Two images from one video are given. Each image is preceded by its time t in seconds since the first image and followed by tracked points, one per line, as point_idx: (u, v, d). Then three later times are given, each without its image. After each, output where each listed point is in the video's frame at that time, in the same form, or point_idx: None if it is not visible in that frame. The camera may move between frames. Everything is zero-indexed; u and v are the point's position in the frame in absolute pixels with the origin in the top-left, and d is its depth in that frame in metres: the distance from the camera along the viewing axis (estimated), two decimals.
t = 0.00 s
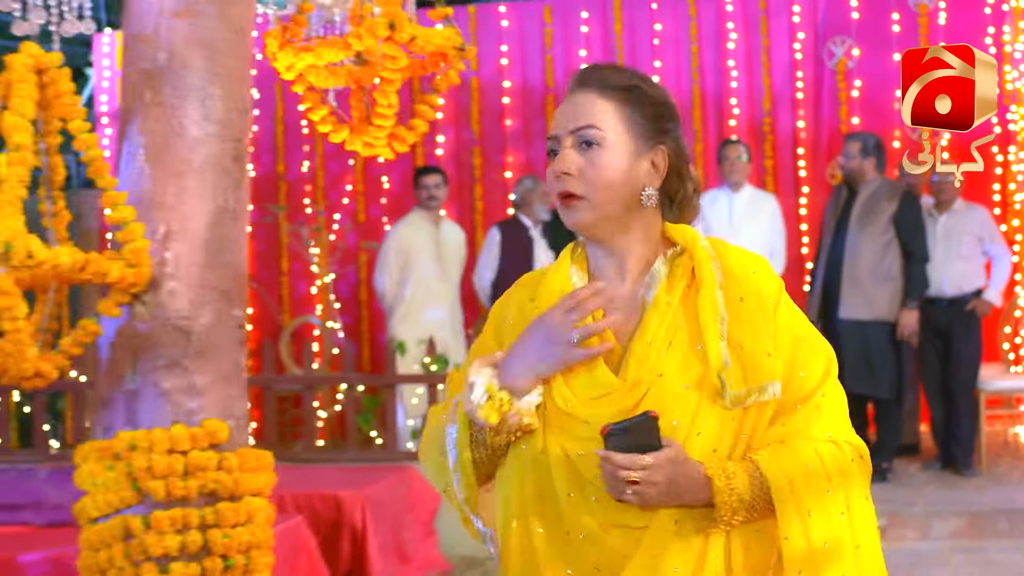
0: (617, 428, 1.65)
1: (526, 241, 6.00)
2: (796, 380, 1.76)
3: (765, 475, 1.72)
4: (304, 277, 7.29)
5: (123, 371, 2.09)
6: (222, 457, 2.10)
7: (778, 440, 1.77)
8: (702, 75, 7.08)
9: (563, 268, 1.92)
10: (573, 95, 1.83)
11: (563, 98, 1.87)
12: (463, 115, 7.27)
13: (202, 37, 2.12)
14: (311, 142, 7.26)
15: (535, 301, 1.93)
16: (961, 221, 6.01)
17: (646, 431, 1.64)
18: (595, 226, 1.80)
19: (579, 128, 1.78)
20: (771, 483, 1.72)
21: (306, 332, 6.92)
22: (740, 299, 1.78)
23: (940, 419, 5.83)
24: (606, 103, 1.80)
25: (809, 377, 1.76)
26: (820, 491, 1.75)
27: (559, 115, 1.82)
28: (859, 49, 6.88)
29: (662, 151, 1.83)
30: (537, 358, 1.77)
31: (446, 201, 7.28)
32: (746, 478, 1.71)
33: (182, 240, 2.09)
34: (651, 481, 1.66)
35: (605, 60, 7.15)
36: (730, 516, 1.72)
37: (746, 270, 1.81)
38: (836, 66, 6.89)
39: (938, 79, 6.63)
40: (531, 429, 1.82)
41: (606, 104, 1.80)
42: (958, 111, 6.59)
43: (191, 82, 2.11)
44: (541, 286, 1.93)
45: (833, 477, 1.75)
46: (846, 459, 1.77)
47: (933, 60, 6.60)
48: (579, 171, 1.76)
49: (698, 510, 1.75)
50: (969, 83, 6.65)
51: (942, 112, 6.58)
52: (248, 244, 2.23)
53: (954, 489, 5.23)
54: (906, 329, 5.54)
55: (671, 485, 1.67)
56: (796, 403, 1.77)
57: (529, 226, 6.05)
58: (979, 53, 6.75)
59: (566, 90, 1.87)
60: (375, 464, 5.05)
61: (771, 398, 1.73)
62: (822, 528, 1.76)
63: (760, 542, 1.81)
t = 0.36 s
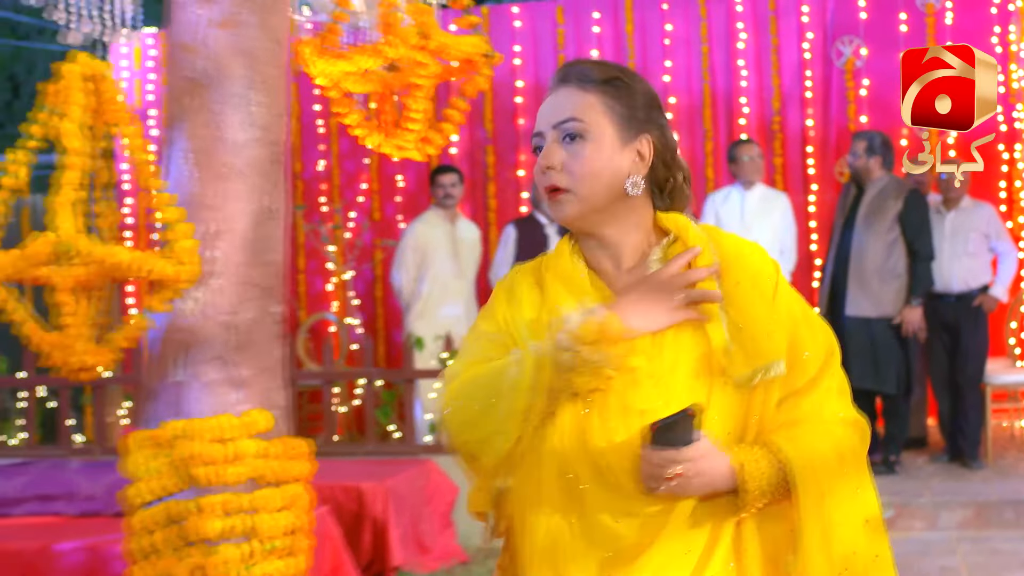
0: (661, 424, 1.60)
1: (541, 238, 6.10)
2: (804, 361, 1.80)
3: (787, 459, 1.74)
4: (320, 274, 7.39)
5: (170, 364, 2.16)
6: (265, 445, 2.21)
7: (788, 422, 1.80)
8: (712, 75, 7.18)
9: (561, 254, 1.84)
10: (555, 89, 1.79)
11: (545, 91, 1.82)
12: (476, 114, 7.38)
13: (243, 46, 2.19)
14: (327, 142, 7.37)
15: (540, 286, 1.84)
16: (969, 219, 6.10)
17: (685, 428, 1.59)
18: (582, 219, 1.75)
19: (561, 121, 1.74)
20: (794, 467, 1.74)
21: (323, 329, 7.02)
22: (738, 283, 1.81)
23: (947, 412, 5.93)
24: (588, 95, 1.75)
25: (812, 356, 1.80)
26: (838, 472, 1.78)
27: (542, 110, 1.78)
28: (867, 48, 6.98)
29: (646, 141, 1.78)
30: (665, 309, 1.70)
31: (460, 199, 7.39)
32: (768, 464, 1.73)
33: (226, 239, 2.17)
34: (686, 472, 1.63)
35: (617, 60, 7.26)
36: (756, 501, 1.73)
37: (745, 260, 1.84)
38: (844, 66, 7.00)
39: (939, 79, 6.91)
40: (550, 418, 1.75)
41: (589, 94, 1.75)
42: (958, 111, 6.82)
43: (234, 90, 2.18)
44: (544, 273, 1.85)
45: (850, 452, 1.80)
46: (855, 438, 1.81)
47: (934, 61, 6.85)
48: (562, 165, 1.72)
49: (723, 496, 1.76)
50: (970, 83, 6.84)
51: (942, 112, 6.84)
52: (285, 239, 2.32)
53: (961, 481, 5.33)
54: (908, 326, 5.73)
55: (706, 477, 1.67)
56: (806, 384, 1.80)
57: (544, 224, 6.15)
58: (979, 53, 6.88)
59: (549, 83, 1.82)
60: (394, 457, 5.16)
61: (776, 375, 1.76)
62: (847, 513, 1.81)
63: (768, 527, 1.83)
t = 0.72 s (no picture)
0: (700, 413, 1.68)
1: (554, 239, 6.22)
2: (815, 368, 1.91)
3: (814, 457, 1.83)
4: (334, 275, 7.50)
5: (213, 360, 2.31)
6: (302, 437, 2.33)
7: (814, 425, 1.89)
8: (720, 77, 7.28)
9: (573, 255, 1.88)
10: (586, 80, 1.83)
11: (571, 84, 1.86)
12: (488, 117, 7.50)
13: (280, 56, 2.33)
14: (340, 144, 7.50)
15: (551, 289, 1.88)
16: (973, 220, 6.21)
17: (727, 416, 1.67)
18: (607, 214, 1.79)
19: (594, 113, 1.78)
20: (821, 465, 1.83)
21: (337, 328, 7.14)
22: (752, 284, 1.87)
23: (953, 410, 6.03)
24: (623, 91, 1.80)
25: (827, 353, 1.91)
26: (855, 466, 1.89)
27: (570, 102, 1.82)
28: (873, 51, 7.08)
29: (672, 142, 1.83)
30: (657, 307, 1.76)
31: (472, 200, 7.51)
32: (800, 464, 1.82)
33: (263, 241, 2.31)
34: (729, 463, 1.71)
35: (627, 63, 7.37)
36: (789, 497, 1.81)
37: (750, 258, 1.89)
38: (851, 69, 7.10)
39: (938, 79, 6.81)
40: (562, 420, 1.82)
41: (621, 91, 1.80)
42: (957, 111, 6.76)
43: (271, 99, 2.32)
44: (554, 271, 1.89)
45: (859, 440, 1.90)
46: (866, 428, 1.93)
47: (934, 60, 6.81)
48: (593, 156, 1.76)
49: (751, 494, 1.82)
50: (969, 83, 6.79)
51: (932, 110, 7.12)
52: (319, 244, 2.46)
53: (965, 477, 5.43)
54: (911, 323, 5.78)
55: (741, 472, 1.74)
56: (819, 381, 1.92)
57: (558, 226, 6.26)
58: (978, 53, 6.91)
59: (575, 77, 1.86)
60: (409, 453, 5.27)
61: (775, 373, 1.81)
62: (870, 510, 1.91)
63: (794, 519, 1.90)
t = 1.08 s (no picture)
0: (725, 411, 1.70)
1: (568, 240, 6.32)
2: (838, 382, 1.82)
3: (841, 468, 1.81)
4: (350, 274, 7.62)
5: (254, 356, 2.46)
6: (337, 429, 2.24)
7: (837, 432, 1.83)
8: (731, 81, 7.39)
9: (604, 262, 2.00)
10: (641, 79, 1.91)
11: (627, 82, 1.94)
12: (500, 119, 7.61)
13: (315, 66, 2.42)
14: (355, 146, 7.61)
15: (578, 295, 2.00)
16: (980, 222, 6.25)
17: (752, 416, 1.69)
18: (653, 210, 1.86)
19: (650, 110, 1.86)
20: (846, 477, 1.81)
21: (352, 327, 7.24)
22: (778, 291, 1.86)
23: (959, 408, 6.14)
24: (679, 91, 1.88)
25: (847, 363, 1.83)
26: (882, 481, 1.83)
27: (626, 99, 1.90)
28: (881, 55, 7.16)
29: (722, 147, 1.91)
30: (640, 327, 1.87)
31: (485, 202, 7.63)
32: (824, 473, 1.80)
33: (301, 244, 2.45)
34: (750, 463, 1.72)
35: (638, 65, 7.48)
36: (811, 503, 1.81)
37: (773, 267, 1.89)
38: (859, 73, 7.18)
39: (937, 79, 7.14)
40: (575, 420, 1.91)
41: (676, 91, 1.88)
42: (957, 111, 7.03)
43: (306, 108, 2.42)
44: (581, 280, 2.01)
45: (879, 451, 1.82)
46: (895, 440, 1.84)
47: (933, 60, 7.07)
48: (646, 151, 1.85)
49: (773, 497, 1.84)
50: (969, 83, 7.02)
51: (942, 112, 7.10)
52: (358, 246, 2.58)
53: (972, 474, 5.53)
54: (914, 325, 5.89)
55: (765, 473, 1.75)
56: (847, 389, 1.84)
57: (572, 226, 6.37)
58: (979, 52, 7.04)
59: (631, 76, 1.94)
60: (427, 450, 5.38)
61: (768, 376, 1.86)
62: (897, 529, 1.86)
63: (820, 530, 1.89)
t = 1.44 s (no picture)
0: (712, 392, 1.67)
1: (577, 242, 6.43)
2: (850, 379, 1.85)
3: (838, 463, 1.79)
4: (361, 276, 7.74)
5: (283, 352, 2.69)
6: (362, 422, 2.72)
7: (842, 428, 1.85)
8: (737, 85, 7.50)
9: (620, 252, 1.92)
10: (670, 69, 1.85)
11: (656, 71, 1.88)
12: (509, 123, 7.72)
13: (341, 73, 2.66)
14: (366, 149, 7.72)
15: (593, 284, 1.92)
16: (983, 223, 6.38)
17: (739, 397, 1.67)
18: (681, 204, 1.81)
19: (678, 104, 1.80)
20: (844, 473, 1.79)
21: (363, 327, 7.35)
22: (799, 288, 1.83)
23: (961, 406, 6.23)
24: (709, 84, 1.81)
25: (861, 360, 1.85)
26: (885, 477, 1.83)
27: (654, 87, 1.84)
28: (885, 60, 7.24)
29: (749, 142, 1.86)
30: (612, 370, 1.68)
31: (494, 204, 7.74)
32: (819, 466, 1.79)
33: (328, 244, 2.68)
34: (735, 449, 1.68)
35: (645, 70, 7.58)
36: (801, 497, 1.79)
37: (796, 261, 1.86)
38: (863, 77, 7.28)
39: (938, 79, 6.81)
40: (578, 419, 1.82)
41: (705, 85, 1.81)
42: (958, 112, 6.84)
43: (334, 114, 2.66)
44: (597, 270, 1.93)
45: (886, 444, 1.83)
46: (903, 439, 1.86)
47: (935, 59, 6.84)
48: (672, 146, 1.78)
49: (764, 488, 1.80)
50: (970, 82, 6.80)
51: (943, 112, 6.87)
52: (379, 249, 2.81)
53: (973, 472, 5.63)
54: (914, 326, 5.97)
55: (750, 460, 1.71)
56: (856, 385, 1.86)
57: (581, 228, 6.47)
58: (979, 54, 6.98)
59: (660, 65, 1.88)
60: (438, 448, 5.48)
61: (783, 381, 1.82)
62: (900, 524, 1.84)
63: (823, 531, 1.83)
